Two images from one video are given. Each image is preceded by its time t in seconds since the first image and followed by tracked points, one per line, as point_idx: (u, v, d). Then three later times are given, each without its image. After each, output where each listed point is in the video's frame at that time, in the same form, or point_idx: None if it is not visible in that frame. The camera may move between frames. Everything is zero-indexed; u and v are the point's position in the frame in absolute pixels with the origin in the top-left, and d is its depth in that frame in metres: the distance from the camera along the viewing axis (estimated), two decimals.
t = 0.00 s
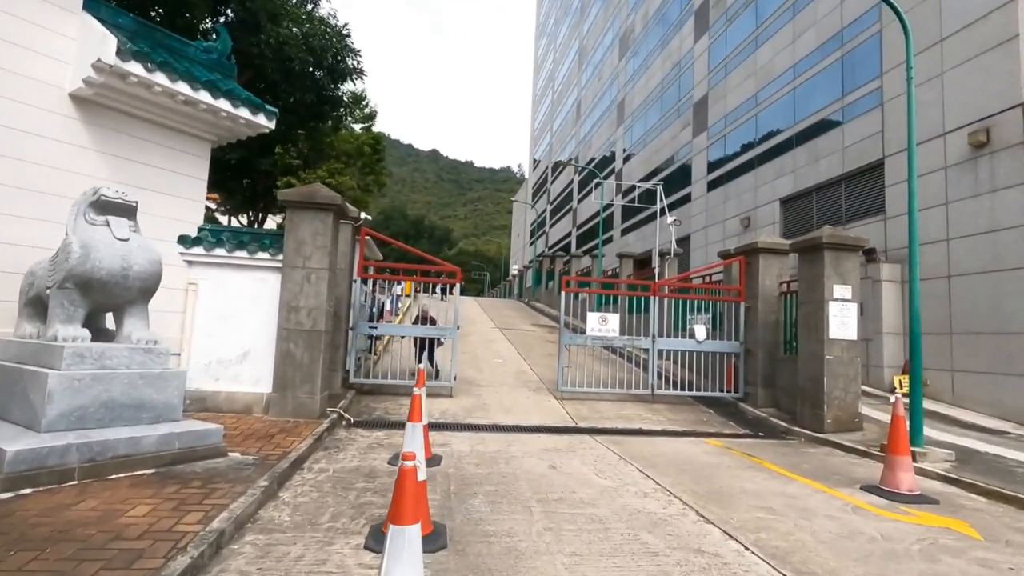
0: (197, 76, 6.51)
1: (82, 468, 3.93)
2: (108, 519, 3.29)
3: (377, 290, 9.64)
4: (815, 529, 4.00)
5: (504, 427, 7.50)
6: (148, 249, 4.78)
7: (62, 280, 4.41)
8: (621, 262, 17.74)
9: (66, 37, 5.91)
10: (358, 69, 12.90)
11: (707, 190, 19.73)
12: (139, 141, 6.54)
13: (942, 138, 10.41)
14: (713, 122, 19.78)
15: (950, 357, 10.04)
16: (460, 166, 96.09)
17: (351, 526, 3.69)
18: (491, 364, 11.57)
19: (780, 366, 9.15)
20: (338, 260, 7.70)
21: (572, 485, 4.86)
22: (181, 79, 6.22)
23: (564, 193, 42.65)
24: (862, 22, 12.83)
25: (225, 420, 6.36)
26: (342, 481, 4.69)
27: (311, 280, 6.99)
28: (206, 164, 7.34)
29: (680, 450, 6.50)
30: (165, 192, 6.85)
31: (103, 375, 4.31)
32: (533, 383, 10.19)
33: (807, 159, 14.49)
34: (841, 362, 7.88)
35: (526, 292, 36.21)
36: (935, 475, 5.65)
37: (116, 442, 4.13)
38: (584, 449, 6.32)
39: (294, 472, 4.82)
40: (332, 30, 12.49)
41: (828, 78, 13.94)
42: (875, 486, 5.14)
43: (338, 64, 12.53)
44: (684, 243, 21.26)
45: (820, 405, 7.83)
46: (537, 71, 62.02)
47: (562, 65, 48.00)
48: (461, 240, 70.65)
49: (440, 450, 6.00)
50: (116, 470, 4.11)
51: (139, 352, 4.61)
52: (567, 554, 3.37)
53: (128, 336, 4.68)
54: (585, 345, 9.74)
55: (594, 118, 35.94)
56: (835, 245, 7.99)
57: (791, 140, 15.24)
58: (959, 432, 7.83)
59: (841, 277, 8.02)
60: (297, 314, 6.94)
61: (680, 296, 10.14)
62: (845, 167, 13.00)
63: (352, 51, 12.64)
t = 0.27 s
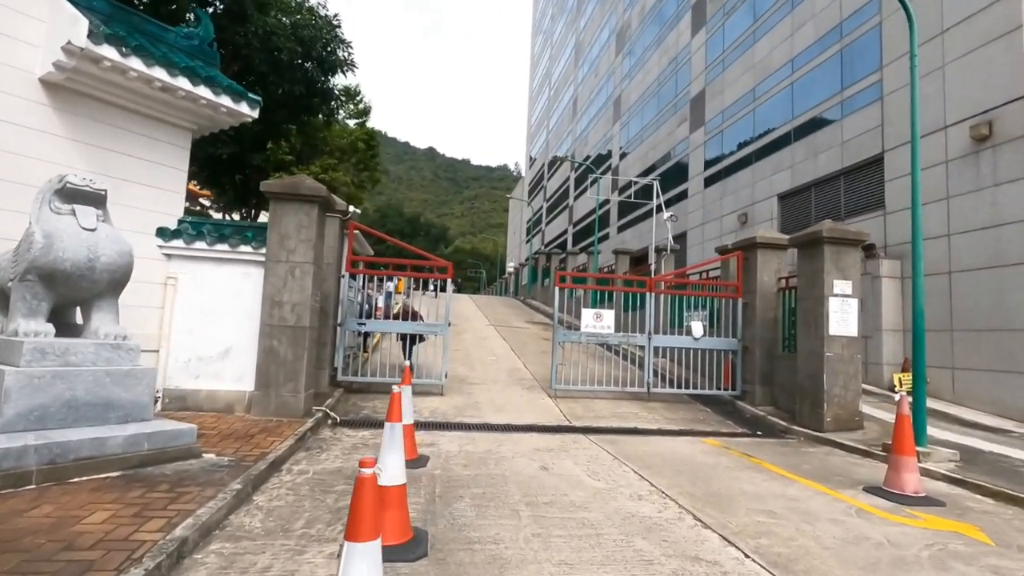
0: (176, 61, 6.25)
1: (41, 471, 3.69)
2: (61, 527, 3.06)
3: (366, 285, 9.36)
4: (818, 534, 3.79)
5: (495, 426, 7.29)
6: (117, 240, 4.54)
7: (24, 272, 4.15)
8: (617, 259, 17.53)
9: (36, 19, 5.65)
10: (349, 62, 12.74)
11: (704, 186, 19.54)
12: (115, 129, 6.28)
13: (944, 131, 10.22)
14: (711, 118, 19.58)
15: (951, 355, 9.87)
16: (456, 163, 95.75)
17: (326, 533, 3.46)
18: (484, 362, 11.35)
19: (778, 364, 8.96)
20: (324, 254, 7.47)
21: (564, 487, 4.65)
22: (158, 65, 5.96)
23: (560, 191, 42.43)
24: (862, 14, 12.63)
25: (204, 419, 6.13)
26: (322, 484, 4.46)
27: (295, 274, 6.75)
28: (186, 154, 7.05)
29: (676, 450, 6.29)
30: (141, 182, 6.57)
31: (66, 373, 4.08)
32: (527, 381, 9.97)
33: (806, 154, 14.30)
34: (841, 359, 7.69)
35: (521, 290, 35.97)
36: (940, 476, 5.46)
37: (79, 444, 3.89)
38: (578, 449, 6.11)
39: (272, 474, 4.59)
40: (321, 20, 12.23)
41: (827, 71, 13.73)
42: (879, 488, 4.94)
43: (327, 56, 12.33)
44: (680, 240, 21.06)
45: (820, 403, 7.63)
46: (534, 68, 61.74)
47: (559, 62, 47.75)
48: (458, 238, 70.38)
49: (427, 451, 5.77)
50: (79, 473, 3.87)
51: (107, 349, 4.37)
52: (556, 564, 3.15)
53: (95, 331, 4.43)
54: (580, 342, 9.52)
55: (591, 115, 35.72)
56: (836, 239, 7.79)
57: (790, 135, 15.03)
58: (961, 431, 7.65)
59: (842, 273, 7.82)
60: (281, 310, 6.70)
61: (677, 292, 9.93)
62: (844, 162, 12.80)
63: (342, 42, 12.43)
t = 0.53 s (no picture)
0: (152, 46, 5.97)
1: None
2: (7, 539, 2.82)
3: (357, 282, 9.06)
4: (825, 541, 3.56)
5: (488, 425, 7.06)
6: (83, 232, 4.29)
7: None
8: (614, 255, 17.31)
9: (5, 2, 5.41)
10: (340, 53, 12.51)
11: (702, 182, 19.31)
12: (90, 117, 6.02)
13: (947, 122, 10.00)
14: (709, 112, 19.35)
15: (955, 351, 9.66)
16: (454, 161, 95.50)
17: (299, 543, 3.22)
18: (479, 360, 11.12)
19: (779, 361, 8.75)
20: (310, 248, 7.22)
21: (556, 491, 4.42)
22: (133, 50, 5.69)
23: (557, 188, 42.16)
24: (862, 4, 12.39)
25: (184, 420, 5.89)
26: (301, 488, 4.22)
27: (279, 269, 6.51)
28: (165, 145, 6.78)
29: (674, 450, 6.07)
30: (117, 174, 6.31)
31: (26, 371, 3.84)
32: (521, 379, 9.73)
33: (805, 148, 14.07)
34: (843, 356, 7.47)
35: (518, 288, 35.72)
36: (950, 477, 5.24)
37: (38, 446, 3.66)
38: (572, 450, 5.88)
39: (249, 478, 4.35)
40: (311, 11, 11.97)
41: (828, 63, 13.49)
42: (887, 490, 4.72)
43: (317, 47, 12.08)
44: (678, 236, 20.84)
45: (822, 401, 7.41)
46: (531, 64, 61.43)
47: (556, 58, 47.47)
48: (455, 236, 70.16)
49: (416, 452, 5.54)
50: (38, 479, 3.63)
51: (72, 346, 4.13)
52: None
53: (59, 328, 4.17)
54: (576, 339, 9.28)
55: (588, 111, 35.46)
56: (838, 232, 7.57)
57: (789, 128, 14.80)
58: (967, 429, 7.44)
59: (844, 267, 7.59)
60: (264, 306, 6.45)
61: (675, 287, 9.70)
62: (845, 155, 12.58)
63: (332, 33, 12.17)
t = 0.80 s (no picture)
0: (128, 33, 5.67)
1: None
2: None
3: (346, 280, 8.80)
4: (839, 554, 3.32)
5: (482, 428, 6.81)
6: (43, 228, 3.99)
7: None
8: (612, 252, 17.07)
9: None
10: (330, 46, 12.27)
11: (701, 178, 19.08)
12: (62, 108, 5.75)
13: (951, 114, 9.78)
14: (707, 107, 19.12)
15: (960, 348, 9.44)
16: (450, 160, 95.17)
17: (271, 562, 2.97)
18: (474, 360, 10.87)
19: (781, 359, 8.53)
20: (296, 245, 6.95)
21: (553, 499, 4.17)
22: (107, 37, 5.39)
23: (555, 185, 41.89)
24: None
25: (163, 424, 5.63)
26: (281, 498, 3.97)
27: (263, 267, 6.25)
28: (145, 138, 6.49)
29: (675, 453, 5.83)
30: (92, 167, 6.03)
31: None
32: (517, 379, 9.48)
33: (805, 142, 13.84)
34: (848, 354, 7.24)
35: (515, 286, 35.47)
36: (963, 481, 5.02)
37: None
38: (569, 454, 5.63)
39: (225, 488, 4.10)
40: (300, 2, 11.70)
41: (828, 56, 13.26)
42: (899, 495, 4.49)
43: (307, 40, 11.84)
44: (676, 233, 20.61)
45: (827, 401, 7.19)
46: (527, 62, 61.14)
47: (552, 55, 47.17)
48: (452, 235, 69.89)
49: (405, 457, 5.28)
50: None
51: (33, 348, 3.87)
52: None
53: (20, 329, 3.91)
54: (572, 338, 9.04)
55: (585, 108, 35.22)
56: (842, 227, 7.34)
57: (789, 123, 14.58)
58: (976, 429, 7.22)
59: (849, 262, 7.36)
60: (248, 305, 6.19)
61: (674, 284, 9.46)
62: (846, 150, 12.36)
63: (322, 25, 11.91)
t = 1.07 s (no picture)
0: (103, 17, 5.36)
1: None
2: None
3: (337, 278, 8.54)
4: (861, 569, 3.07)
5: (477, 431, 6.55)
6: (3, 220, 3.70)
7: None
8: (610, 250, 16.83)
9: None
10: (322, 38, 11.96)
11: (700, 175, 18.85)
12: (34, 96, 5.47)
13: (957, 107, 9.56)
14: (705, 103, 18.90)
15: (968, 346, 9.21)
16: (447, 159, 94.87)
17: None
18: (470, 359, 10.60)
19: (785, 358, 8.29)
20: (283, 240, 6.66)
21: (550, 508, 3.91)
22: (81, 20, 5.08)
23: (552, 184, 41.65)
24: None
25: (140, 429, 5.35)
26: (260, 510, 3.70)
27: (247, 263, 5.97)
28: (123, 128, 6.20)
29: (678, 457, 5.58)
30: (68, 159, 5.76)
31: None
32: (514, 380, 9.22)
33: (806, 137, 13.62)
34: (856, 353, 7.00)
35: (513, 285, 35.20)
36: (982, 485, 4.77)
37: None
38: (568, 458, 5.37)
39: (198, 499, 3.82)
40: None
41: (830, 50, 13.03)
42: (917, 502, 4.24)
43: (297, 31, 11.55)
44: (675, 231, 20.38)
45: (834, 401, 6.95)
46: (524, 60, 60.89)
47: (549, 52, 46.91)
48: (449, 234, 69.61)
49: (395, 463, 5.00)
50: None
51: None
52: None
53: None
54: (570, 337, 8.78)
55: (582, 105, 34.99)
56: (850, 221, 7.09)
57: (789, 118, 14.35)
58: (988, 430, 6.98)
59: (857, 258, 7.11)
60: (231, 304, 5.91)
61: (674, 281, 9.20)
62: (848, 144, 12.14)
63: (314, 16, 11.61)
